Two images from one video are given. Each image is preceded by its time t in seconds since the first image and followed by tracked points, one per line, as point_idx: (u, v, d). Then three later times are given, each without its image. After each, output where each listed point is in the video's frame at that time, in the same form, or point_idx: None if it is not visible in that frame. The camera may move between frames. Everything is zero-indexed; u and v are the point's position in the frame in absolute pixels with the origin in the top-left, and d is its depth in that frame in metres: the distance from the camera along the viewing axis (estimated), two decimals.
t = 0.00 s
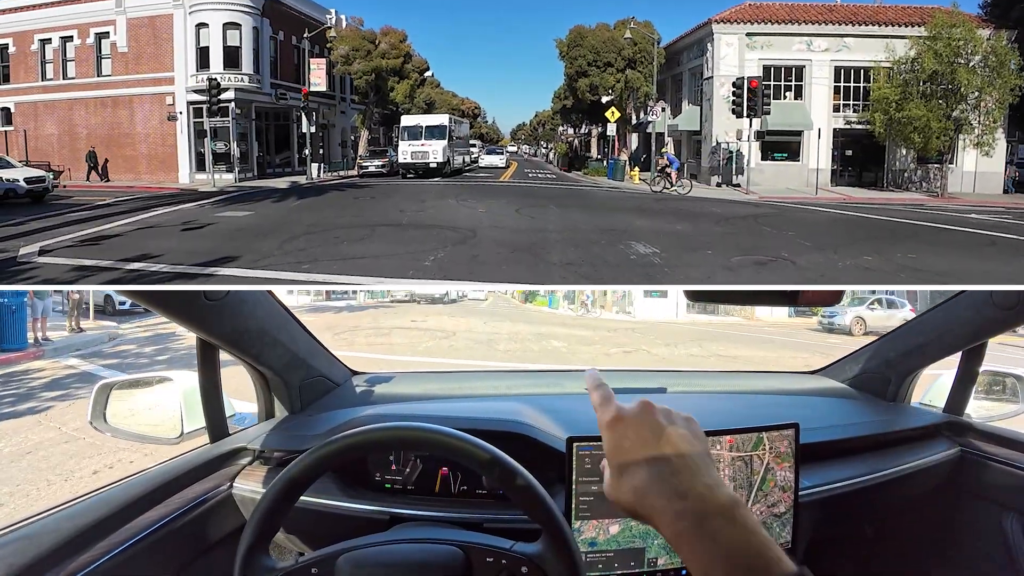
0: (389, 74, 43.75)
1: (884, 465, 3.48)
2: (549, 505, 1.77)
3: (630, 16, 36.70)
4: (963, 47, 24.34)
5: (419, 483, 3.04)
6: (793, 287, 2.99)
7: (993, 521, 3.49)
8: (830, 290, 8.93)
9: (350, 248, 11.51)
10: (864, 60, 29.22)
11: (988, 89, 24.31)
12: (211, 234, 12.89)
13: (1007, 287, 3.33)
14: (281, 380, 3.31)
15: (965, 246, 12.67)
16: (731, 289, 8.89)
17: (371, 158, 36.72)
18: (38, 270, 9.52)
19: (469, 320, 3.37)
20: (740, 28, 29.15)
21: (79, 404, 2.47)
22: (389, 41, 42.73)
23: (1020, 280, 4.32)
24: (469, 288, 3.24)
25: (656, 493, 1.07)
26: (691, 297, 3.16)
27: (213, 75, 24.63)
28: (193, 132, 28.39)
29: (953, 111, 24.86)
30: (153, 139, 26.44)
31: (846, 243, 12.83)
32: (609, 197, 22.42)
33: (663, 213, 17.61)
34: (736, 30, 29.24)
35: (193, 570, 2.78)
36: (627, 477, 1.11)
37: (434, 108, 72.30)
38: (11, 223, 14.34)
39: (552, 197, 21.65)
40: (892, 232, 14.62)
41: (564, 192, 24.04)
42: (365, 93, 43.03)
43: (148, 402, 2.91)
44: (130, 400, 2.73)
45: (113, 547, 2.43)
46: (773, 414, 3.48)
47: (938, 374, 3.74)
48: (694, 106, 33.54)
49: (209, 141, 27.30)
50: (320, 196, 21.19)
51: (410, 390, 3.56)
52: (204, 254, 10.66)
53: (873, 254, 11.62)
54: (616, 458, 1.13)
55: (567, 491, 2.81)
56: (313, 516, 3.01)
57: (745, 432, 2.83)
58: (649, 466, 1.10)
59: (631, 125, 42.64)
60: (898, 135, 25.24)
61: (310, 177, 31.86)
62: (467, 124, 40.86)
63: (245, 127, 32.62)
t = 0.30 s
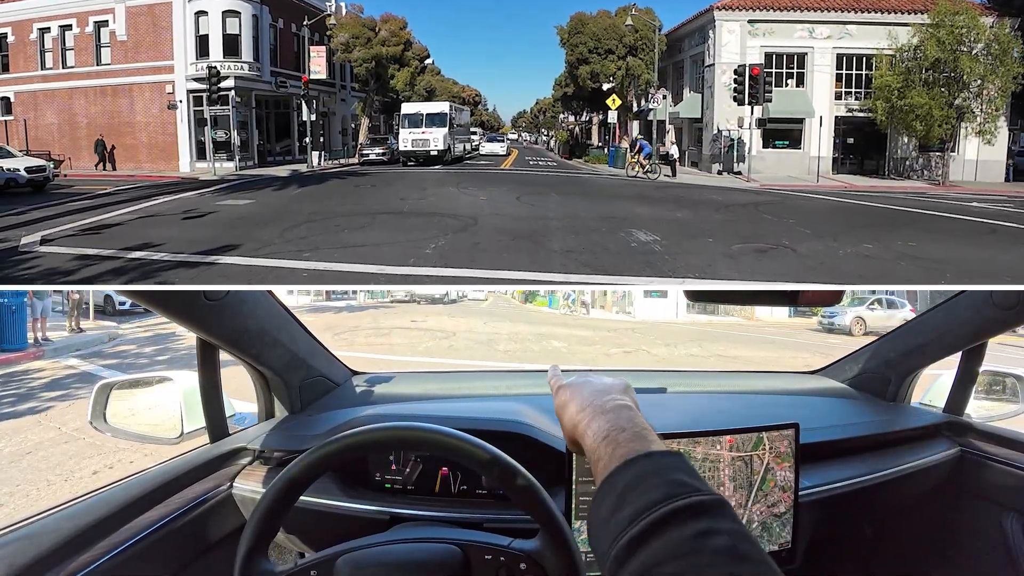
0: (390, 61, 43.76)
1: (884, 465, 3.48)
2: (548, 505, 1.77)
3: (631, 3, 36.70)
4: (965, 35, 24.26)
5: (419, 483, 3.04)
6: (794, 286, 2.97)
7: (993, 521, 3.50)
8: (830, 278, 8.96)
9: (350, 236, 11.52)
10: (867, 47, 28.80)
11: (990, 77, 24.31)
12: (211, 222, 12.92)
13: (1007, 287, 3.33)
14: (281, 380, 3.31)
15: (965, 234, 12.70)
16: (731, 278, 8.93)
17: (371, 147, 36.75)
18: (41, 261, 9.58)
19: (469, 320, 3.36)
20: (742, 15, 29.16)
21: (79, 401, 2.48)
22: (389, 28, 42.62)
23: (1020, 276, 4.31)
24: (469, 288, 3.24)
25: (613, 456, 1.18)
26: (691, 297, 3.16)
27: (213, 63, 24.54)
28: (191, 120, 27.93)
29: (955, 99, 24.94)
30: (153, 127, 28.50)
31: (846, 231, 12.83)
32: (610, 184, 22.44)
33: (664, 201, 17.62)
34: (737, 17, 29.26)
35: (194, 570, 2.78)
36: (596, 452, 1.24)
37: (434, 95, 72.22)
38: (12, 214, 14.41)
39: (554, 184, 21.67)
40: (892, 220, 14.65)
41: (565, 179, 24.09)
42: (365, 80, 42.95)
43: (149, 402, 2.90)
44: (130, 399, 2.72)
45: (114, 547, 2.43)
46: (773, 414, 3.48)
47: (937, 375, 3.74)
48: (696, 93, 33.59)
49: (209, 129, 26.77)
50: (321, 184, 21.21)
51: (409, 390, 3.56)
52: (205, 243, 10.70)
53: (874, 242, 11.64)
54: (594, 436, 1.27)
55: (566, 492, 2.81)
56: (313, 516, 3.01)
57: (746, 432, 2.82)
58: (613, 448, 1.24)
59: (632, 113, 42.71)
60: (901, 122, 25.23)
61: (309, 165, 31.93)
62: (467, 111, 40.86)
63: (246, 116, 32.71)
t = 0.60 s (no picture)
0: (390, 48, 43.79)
1: (884, 465, 3.48)
2: (548, 505, 1.77)
3: None
4: (968, 22, 24.17)
5: (419, 483, 3.04)
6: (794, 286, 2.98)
7: (992, 520, 3.50)
8: (831, 267, 8.98)
9: (351, 224, 11.52)
10: (870, 34, 29.52)
11: (993, 64, 24.26)
12: (212, 210, 12.95)
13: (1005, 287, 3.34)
14: (281, 380, 3.31)
15: (967, 223, 12.68)
16: (732, 266, 8.95)
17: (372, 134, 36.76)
18: (42, 250, 9.62)
19: (469, 321, 3.37)
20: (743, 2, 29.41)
21: (80, 399, 2.48)
22: (389, 15, 42.58)
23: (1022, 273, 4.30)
24: (469, 289, 3.24)
25: (601, 459, 1.19)
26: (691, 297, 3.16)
27: (213, 52, 24.46)
28: (192, 109, 29.50)
29: (958, 86, 24.79)
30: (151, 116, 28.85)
31: (847, 219, 12.82)
32: (611, 171, 22.49)
33: (665, 188, 17.64)
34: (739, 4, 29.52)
35: (193, 570, 2.78)
36: (583, 454, 1.25)
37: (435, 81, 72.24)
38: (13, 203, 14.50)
39: (554, 171, 21.69)
40: (894, 207, 14.66)
41: (566, 166, 24.11)
42: (365, 68, 43.02)
43: (149, 402, 2.91)
44: (129, 399, 2.72)
45: (113, 547, 2.43)
46: (773, 414, 3.48)
47: (937, 375, 3.74)
48: (697, 80, 33.72)
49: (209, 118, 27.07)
50: (321, 171, 21.24)
51: (410, 391, 3.56)
52: (205, 232, 10.74)
53: (875, 230, 11.65)
54: (583, 438, 1.28)
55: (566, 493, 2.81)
56: (313, 515, 3.01)
57: (746, 432, 2.82)
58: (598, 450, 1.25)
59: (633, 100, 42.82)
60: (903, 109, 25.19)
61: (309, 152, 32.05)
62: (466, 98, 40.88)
63: (246, 103, 32.82)
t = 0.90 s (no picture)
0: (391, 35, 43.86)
1: (883, 465, 3.48)
2: (548, 505, 1.77)
3: None
4: (971, 10, 24.09)
5: (419, 483, 3.04)
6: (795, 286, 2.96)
7: (992, 520, 3.50)
8: (832, 255, 8.99)
9: (352, 211, 11.53)
10: (874, 21, 29.90)
11: (996, 52, 24.26)
12: (212, 198, 13.00)
13: (1007, 287, 3.34)
14: (281, 381, 3.31)
15: (969, 211, 12.68)
16: (733, 254, 8.97)
17: (371, 121, 36.78)
18: (42, 239, 9.64)
19: (468, 322, 3.36)
20: None
21: (81, 397, 2.49)
22: (388, 2, 42.58)
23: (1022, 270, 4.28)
24: (468, 289, 3.24)
25: (601, 460, 1.19)
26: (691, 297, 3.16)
27: (212, 40, 24.39)
28: (191, 96, 30.17)
29: (960, 74, 24.79)
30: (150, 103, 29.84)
31: (848, 206, 12.83)
32: (611, 159, 22.54)
33: (666, 175, 17.67)
34: None
35: (193, 570, 2.78)
36: (581, 456, 1.26)
37: (434, 66, 72.48)
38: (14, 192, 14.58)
39: (555, 158, 21.73)
40: (895, 195, 14.67)
41: (566, 154, 24.15)
42: (365, 55, 43.19)
43: (150, 403, 2.90)
44: (130, 398, 2.72)
45: (114, 547, 2.43)
46: (772, 414, 3.48)
47: (937, 375, 3.74)
48: (697, 67, 34.41)
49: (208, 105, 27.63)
50: (322, 159, 21.28)
51: (409, 391, 3.56)
52: (205, 220, 10.75)
53: (876, 218, 11.66)
54: (581, 439, 1.28)
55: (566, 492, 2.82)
56: (313, 516, 3.01)
57: (746, 432, 2.81)
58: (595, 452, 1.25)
59: (634, 87, 43.06)
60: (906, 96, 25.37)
61: (309, 140, 32.21)
62: (466, 85, 40.99)
63: (246, 91, 32.92)
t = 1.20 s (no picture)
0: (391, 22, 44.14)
1: (884, 466, 3.48)
2: (548, 505, 1.77)
3: None
4: None
5: (419, 483, 3.04)
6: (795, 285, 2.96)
7: (993, 520, 3.50)
8: (833, 244, 9.01)
9: (353, 200, 11.55)
10: (875, 9, 30.49)
11: (999, 40, 24.34)
12: (212, 187, 13.06)
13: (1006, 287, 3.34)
14: (281, 381, 3.31)
15: (970, 199, 12.70)
16: (733, 242, 8.99)
17: (371, 109, 36.90)
18: (43, 229, 9.68)
19: (468, 322, 3.37)
20: None
21: (81, 396, 2.49)
22: None
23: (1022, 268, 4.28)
24: (469, 289, 3.24)
25: (596, 464, 1.19)
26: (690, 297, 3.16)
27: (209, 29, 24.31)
28: (191, 85, 30.30)
29: (962, 63, 24.99)
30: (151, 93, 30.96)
31: (849, 195, 12.84)
32: (612, 146, 22.65)
33: (667, 163, 17.72)
34: None
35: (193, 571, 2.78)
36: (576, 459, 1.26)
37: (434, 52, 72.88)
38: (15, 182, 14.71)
39: (555, 146, 21.83)
40: (896, 183, 14.71)
41: (567, 142, 24.23)
42: (365, 42, 43.50)
43: (150, 403, 2.91)
44: (129, 398, 2.73)
45: (113, 548, 2.43)
46: (772, 414, 3.48)
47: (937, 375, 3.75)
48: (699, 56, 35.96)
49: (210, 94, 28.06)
50: (322, 148, 21.37)
51: (409, 391, 3.57)
52: (205, 210, 10.78)
53: (877, 206, 11.68)
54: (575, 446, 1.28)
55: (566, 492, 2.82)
56: (313, 516, 3.01)
57: (746, 432, 2.81)
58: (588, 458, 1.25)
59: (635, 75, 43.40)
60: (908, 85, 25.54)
61: (311, 128, 32.44)
62: (466, 72, 41.21)
63: (245, 79, 32.10)
